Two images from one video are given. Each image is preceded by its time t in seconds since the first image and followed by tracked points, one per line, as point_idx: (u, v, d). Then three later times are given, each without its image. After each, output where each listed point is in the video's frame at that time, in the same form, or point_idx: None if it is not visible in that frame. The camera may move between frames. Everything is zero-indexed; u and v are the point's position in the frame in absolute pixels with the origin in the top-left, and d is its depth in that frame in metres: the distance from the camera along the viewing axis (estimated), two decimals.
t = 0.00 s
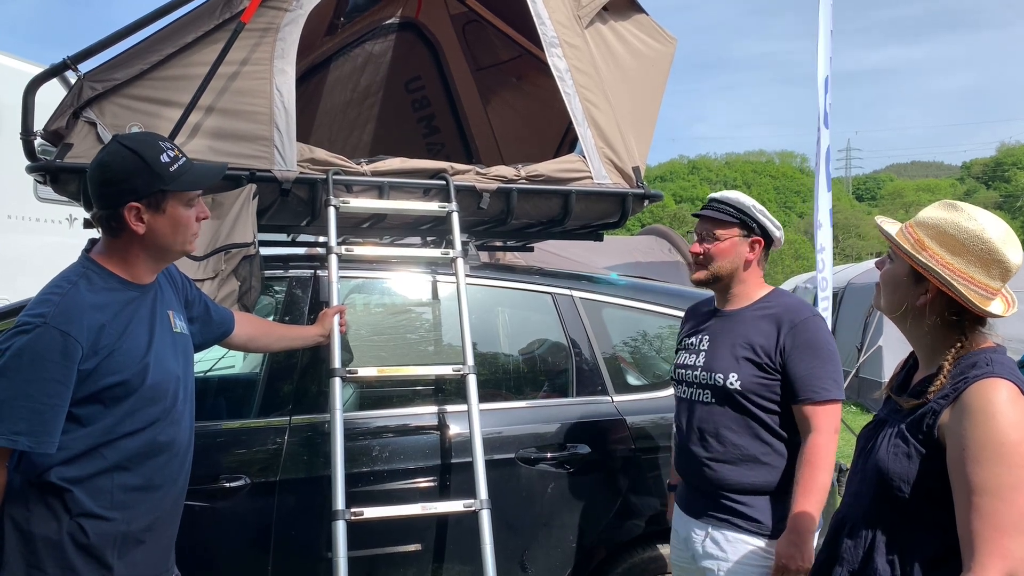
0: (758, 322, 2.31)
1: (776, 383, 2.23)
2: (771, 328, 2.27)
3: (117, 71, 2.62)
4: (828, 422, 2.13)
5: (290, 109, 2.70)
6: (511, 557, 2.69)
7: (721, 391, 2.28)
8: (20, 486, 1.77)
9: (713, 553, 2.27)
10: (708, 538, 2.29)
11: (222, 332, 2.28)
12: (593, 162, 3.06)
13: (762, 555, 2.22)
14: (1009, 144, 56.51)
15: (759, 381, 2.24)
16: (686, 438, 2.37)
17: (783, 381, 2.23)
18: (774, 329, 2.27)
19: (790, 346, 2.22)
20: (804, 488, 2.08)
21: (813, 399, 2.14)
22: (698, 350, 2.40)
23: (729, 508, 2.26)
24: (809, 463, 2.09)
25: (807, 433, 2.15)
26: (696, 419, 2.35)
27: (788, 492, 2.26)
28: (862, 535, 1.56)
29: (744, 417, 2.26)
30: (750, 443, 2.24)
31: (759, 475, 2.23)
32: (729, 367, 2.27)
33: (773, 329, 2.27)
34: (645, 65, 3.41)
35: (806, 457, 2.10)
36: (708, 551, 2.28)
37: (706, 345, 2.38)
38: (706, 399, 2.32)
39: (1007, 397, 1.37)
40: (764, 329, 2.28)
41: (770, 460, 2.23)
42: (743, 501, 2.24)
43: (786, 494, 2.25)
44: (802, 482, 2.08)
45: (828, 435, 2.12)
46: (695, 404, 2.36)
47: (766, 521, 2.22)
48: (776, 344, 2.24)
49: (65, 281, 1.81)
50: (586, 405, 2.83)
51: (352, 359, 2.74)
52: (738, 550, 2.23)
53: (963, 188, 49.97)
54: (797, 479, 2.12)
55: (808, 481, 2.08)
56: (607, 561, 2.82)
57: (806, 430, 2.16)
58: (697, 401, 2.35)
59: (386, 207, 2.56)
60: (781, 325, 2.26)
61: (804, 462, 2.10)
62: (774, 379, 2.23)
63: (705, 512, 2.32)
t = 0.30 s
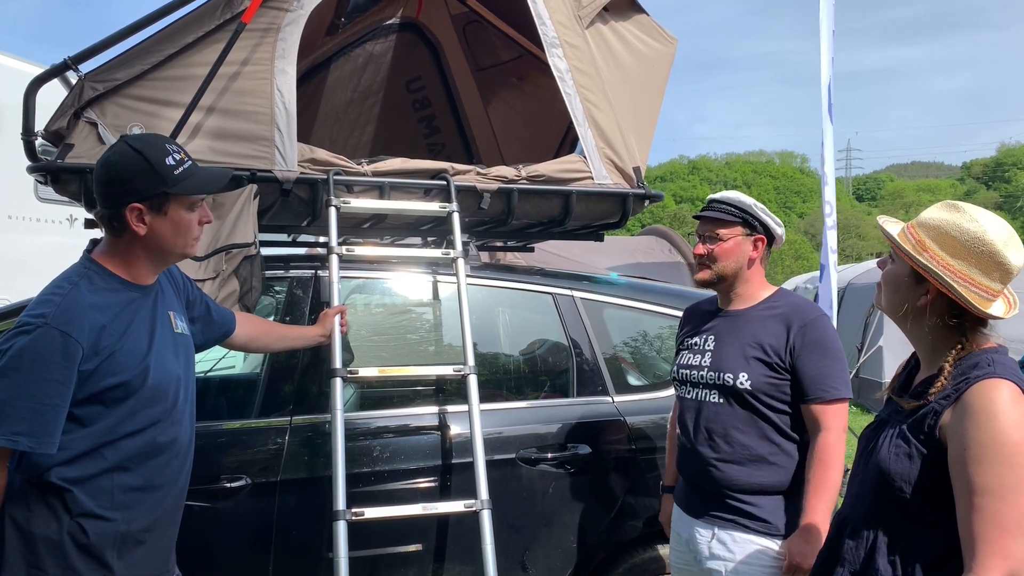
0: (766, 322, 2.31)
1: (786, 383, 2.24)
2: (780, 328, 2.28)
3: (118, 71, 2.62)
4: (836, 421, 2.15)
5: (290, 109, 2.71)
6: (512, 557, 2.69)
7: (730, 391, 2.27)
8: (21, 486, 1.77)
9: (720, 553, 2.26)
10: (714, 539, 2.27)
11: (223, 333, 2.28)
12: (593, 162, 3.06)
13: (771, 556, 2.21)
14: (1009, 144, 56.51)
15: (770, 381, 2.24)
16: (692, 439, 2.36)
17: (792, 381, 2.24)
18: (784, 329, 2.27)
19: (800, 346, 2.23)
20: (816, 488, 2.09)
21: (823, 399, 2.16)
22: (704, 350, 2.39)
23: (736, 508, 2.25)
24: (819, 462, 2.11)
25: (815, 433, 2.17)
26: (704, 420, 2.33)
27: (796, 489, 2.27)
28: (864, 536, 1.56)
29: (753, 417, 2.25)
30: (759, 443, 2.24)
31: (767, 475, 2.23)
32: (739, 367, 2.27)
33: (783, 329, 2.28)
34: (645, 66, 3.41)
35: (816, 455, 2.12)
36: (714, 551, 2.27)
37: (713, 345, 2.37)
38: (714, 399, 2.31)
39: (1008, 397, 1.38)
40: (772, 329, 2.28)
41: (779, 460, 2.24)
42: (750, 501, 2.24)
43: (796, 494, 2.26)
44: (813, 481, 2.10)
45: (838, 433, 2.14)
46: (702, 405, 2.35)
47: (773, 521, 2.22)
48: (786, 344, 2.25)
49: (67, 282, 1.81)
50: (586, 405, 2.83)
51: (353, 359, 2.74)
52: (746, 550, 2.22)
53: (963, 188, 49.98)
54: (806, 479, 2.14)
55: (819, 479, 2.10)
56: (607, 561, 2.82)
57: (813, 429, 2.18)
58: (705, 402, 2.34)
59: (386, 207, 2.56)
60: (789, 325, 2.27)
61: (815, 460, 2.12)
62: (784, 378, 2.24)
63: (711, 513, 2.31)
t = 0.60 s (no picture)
0: (770, 322, 2.31)
1: (791, 383, 2.24)
2: (784, 328, 2.28)
3: (118, 71, 2.62)
4: (843, 421, 2.18)
5: (290, 110, 2.71)
6: (513, 557, 2.69)
7: (735, 391, 2.27)
8: (22, 486, 1.77)
9: (722, 554, 2.26)
10: (716, 539, 2.27)
11: (223, 333, 2.28)
12: (593, 162, 3.06)
13: (773, 556, 2.21)
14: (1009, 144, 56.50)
15: (775, 382, 2.24)
16: (695, 439, 2.35)
17: (797, 382, 2.24)
18: (789, 329, 2.27)
19: (804, 346, 2.23)
20: (826, 488, 2.12)
21: (829, 399, 2.17)
22: (706, 350, 2.38)
23: (739, 508, 2.25)
24: (829, 460, 2.14)
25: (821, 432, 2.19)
26: (707, 420, 2.33)
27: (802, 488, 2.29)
28: (864, 536, 1.56)
29: (758, 418, 2.25)
30: (763, 444, 2.24)
31: (771, 475, 2.23)
32: (744, 367, 2.27)
33: (788, 329, 2.28)
34: (645, 65, 3.41)
35: (826, 453, 2.15)
36: (716, 552, 2.27)
37: (716, 345, 2.36)
38: (718, 399, 2.31)
39: (1008, 397, 1.38)
40: (776, 329, 2.29)
41: (783, 460, 2.24)
42: (752, 501, 2.24)
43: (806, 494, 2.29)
44: (824, 479, 2.13)
45: (845, 431, 2.16)
46: (706, 404, 2.34)
47: (775, 521, 2.22)
48: (791, 344, 2.25)
49: (67, 281, 1.81)
50: (587, 405, 2.83)
51: (353, 359, 2.74)
52: (748, 550, 2.22)
53: (963, 188, 49.96)
54: (817, 476, 2.16)
55: (829, 477, 2.13)
56: (607, 561, 2.82)
57: (820, 429, 2.20)
58: (708, 402, 2.34)
59: (386, 207, 2.56)
60: (794, 325, 2.28)
61: (825, 459, 2.15)
62: (789, 379, 2.24)
63: (713, 513, 2.30)
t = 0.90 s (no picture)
0: (771, 321, 2.32)
1: (793, 382, 2.25)
2: (786, 327, 2.29)
3: (120, 71, 2.62)
4: (844, 420, 2.18)
5: (291, 110, 2.71)
6: (513, 557, 2.69)
7: (738, 391, 2.27)
8: (23, 486, 1.78)
9: (725, 554, 2.26)
10: (719, 540, 2.28)
11: (224, 333, 2.28)
12: (594, 162, 3.07)
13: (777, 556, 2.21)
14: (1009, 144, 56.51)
15: (777, 381, 2.25)
16: (697, 440, 2.35)
17: (799, 381, 2.25)
18: (791, 329, 2.28)
19: (806, 345, 2.24)
20: (825, 487, 2.13)
21: (831, 398, 2.17)
22: (708, 351, 2.39)
23: (741, 508, 2.26)
24: (830, 459, 2.15)
25: (822, 431, 2.19)
26: (710, 420, 2.33)
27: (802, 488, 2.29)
28: (864, 536, 1.56)
29: (760, 418, 2.26)
30: (765, 444, 2.24)
31: (772, 475, 2.24)
32: (747, 367, 2.27)
33: (790, 328, 2.28)
34: (646, 66, 3.41)
35: (826, 453, 2.16)
36: (719, 552, 2.27)
37: (718, 345, 2.37)
38: (721, 400, 2.31)
39: (1007, 396, 1.38)
40: (779, 329, 2.29)
41: (785, 460, 2.24)
42: (755, 501, 2.24)
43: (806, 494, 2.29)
44: (824, 479, 2.14)
45: (845, 430, 2.17)
46: (708, 405, 2.35)
47: (778, 521, 2.22)
48: (792, 343, 2.26)
49: (69, 282, 1.81)
50: (587, 405, 2.84)
51: (354, 359, 2.74)
52: (752, 550, 2.22)
53: (963, 188, 49.95)
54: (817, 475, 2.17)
55: (829, 476, 2.13)
56: (607, 561, 2.82)
57: (821, 427, 2.20)
58: (710, 402, 2.34)
59: (387, 207, 2.56)
60: (795, 324, 2.28)
61: (825, 458, 2.15)
62: (791, 377, 2.25)
63: (715, 513, 2.31)
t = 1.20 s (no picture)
0: (776, 321, 2.33)
1: (801, 382, 2.26)
2: (791, 327, 2.30)
3: (120, 71, 2.62)
4: (845, 416, 2.21)
5: (291, 110, 2.71)
6: (513, 557, 2.69)
7: (748, 393, 2.27)
8: (24, 486, 1.78)
9: (733, 555, 2.26)
10: (727, 542, 2.27)
11: (225, 333, 2.28)
12: (593, 162, 3.07)
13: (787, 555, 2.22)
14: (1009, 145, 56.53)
15: (786, 381, 2.26)
16: (703, 443, 2.33)
17: (805, 380, 2.26)
18: (797, 329, 2.30)
19: (813, 344, 2.26)
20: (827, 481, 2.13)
21: (833, 395, 2.21)
22: (712, 352, 2.38)
23: (750, 509, 2.26)
24: (831, 454, 2.16)
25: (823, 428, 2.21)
26: (718, 423, 2.31)
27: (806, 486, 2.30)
28: (862, 535, 1.57)
29: (770, 418, 2.26)
30: (774, 444, 2.25)
31: (780, 474, 2.24)
32: (756, 368, 2.27)
33: (795, 329, 2.30)
34: (645, 67, 3.41)
35: (828, 449, 2.17)
36: (727, 554, 2.27)
37: (722, 346, 2.36)
38: (730, 402, 2.30)
39: (1007, 396, 1.39)
40: (785, 329, 2.30)
41: (792, 459, 2.25)
42: (764, 501, 2.25)
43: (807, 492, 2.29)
44: (824, 474, 2.15)
45: (848, 428, 2.19)
46: (716, 407, 2.33)
47: (787, 519, 2.24)
48: (799, 344, 2.27)
49: (70, 282, 1.82)
50: (587, 405, 2.84)
51: (354, 359, 2.75)
52: (762, 550, 2.23)
53: (963, 189, 49.97)
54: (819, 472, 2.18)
55: (830, 472, 2.14)
56: (607, 562, 2.83)
57: (823, 424, 2.22)
58: (719, 405, 2.32)
59: (387, 207, 2.56)
60: (799, 325, 2.30)
61: (826, 454, 2.17)
62: (798, 378, 2.26)
63: (717, 514, 2.31)
